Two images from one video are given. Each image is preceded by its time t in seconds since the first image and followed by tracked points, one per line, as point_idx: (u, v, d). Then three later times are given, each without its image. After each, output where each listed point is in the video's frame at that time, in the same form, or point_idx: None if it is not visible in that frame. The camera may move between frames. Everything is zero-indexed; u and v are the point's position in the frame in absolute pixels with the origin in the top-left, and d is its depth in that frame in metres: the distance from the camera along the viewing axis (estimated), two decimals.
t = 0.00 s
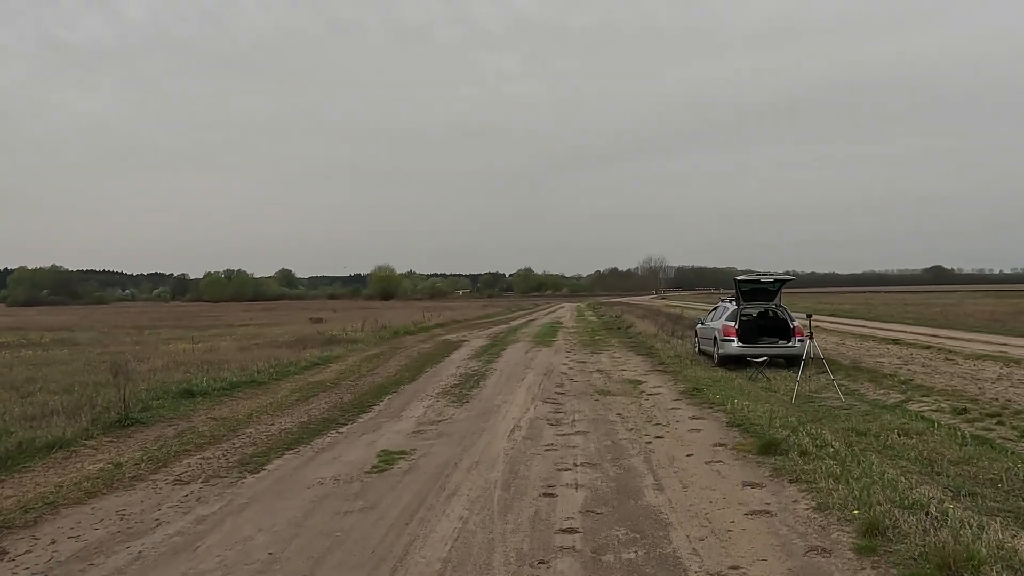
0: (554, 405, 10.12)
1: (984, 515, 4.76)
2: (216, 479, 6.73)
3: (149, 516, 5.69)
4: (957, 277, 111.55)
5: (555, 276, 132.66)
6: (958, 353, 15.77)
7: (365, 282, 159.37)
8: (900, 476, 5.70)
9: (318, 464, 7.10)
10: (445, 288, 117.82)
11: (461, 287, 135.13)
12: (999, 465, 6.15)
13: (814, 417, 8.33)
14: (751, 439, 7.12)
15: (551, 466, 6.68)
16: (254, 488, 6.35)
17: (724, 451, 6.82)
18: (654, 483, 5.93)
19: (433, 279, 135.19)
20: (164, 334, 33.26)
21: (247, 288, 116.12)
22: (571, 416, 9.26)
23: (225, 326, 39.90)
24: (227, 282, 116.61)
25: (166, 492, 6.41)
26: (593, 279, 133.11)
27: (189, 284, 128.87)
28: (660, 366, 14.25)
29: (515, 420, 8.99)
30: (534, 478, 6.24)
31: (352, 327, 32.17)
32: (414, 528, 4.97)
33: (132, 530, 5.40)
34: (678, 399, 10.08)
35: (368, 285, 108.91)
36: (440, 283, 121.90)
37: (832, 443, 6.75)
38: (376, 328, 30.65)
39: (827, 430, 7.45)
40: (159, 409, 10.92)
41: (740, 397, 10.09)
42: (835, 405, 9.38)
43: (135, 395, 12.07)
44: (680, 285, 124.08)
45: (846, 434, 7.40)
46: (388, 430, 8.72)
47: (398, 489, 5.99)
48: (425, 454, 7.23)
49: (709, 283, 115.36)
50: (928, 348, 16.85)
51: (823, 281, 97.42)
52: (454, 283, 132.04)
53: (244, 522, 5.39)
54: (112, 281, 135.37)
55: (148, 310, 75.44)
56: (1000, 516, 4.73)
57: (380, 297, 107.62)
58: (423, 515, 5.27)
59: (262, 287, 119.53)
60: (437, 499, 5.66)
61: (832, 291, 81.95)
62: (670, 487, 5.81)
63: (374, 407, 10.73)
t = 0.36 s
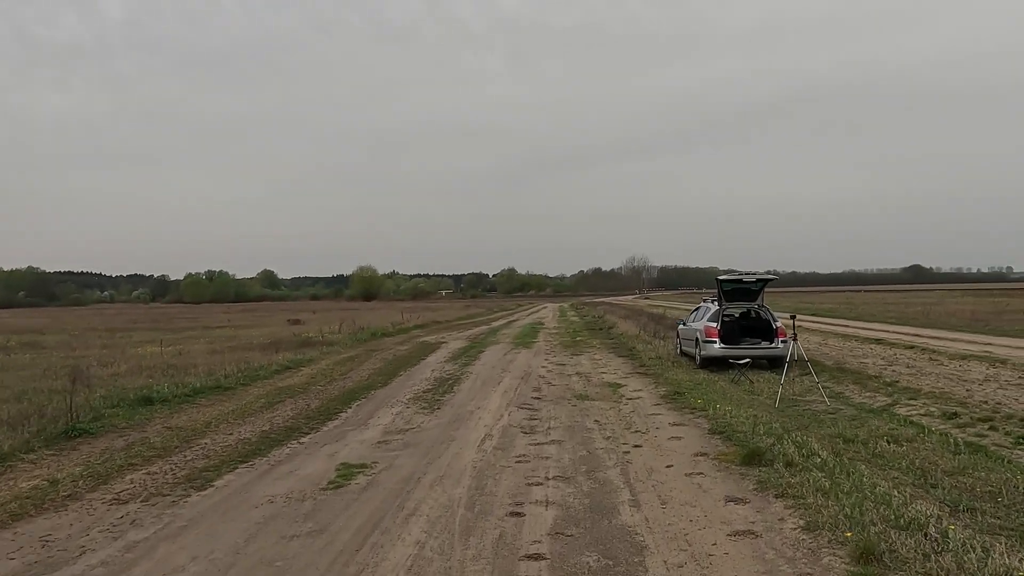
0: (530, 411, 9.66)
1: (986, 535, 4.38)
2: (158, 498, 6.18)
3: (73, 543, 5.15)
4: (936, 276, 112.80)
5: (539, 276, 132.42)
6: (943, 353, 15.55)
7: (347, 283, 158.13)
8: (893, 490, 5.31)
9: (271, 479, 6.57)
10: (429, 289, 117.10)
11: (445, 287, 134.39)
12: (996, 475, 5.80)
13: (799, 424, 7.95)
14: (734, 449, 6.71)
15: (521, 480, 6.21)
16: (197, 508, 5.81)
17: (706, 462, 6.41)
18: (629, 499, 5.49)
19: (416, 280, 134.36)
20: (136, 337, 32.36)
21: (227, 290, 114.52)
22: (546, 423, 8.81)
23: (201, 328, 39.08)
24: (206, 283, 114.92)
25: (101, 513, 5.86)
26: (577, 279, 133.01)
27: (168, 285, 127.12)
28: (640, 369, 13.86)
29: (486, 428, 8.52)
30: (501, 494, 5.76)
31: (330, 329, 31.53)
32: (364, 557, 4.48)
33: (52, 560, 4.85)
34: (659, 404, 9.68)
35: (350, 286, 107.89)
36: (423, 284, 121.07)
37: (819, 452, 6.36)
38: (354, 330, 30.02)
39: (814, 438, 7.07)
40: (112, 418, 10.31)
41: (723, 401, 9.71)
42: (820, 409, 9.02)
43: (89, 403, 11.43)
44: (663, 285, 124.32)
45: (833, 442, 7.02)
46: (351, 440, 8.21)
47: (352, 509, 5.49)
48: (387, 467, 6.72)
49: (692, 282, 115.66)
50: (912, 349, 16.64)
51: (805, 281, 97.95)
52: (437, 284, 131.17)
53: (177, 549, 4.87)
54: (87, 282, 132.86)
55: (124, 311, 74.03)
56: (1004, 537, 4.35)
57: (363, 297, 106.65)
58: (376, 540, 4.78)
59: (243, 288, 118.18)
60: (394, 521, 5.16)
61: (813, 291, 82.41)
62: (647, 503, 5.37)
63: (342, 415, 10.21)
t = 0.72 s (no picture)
0: (511, 415, 9.18)
1: (1011, 553, 4.01)
2: (103, 518, 5.61)
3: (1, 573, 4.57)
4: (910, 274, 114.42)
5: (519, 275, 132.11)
6: (928, 352, 15.38)
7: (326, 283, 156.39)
8: (903, 501, 4.95)
9: (230, 494, 6.03)
10: (408, 288, 116.11)
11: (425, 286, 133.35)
12: (1007, 482, 5.46)
13: (794, 428, 7.60)
14: (729, 456, 6.32)
15: (503, 492, 5.75)
16: (145, 530, 5.25)
17: (700, 470, 6.00)
18: (620, 514, 5.05)
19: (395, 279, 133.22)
20: (103, 339, 31.31)
21: (202, 290, 112.50)
22: (528, 427, 8.35)
23: (171, 329, 38.04)
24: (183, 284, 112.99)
25: (38, 536, 5.28)
26: (557, 278, 132.87)
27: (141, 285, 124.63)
28: (624, 369, 13.47)
29: (465, 434, 8.04)
30: (481, 509, 5.29)
31: (305, 330, 30.79)
32: None
33: None
34: (646, 406, 9.28)
35: (328, 285, 106.56)
36: (402, 283, 120.03)
37: (819, 459, 5.99)
38: (330, 330, 29.34)
39: (812, 443, 6.71)
40: (66, 426, 9.65)
41: (713, 403, 9.34)
42: (813, 412, 8.69)
43: (42, 409, 10.73)
44: (643, 283, 124.63)
45: (832, 446, 6.67)
46: (321, 449, 7.68)
47: (317, 529, 4.98)
48: (358, 479, 6.22)
49: (671, 280, 116.08)
50: (897, 347, 16.47)
51: (783, 279, 98.69)
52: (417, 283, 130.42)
53: None
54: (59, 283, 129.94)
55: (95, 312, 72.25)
56: None
57: (341, 297, 105.41)
58: (342, 566, 4.28)
59: (218, 288, 116.26)
60: (363, 543, 4.66)
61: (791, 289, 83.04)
62: (640, 518, 4.94)
63: (313, 420, 9.67)
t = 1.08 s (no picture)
0: (485, 422, 8.68)
1: None
2: (25, 544, 4.99)
3: None
4: (884, 274, 115.96)
5: (498, 276, 131.51)
6: (910, 353, 15.18)
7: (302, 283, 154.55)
8: (909, 520, 4.56)
9: (172, 514, 5.43)
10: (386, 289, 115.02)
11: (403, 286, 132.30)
12: (1014, 495, 5.11)
13: (783, 437, 7.22)
14: (717, 469, 5.89)
15: (473, 511, 5.24)
16: (69, 559, 4.64)
17: (687, 485, 5.55)
18: (601, 536, 4.57)
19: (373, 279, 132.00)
20: (66, 341, 30.15)
21: (176, 291, 110.32)
22: (503, 436, 7.86)
23: (138, 331, 36.91)
24: (155, 285, 110.66)
25: None
26: (536, 278, 132.59)
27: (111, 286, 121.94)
28: (604, 371, 13.02)
29: (435, 444, 7.52)
30: (449, 531, 4.79)
31: (277, 331, 29.99)
32: None
33: None
34: (628, 412, 8.84)
35: (304, 286, 105.19)
36: (380, 284, 118.85)
37: (814, 472, 5.60)
38: (303, 332, 28.59)
39: (804, 453, 6.33)
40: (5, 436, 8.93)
41: (697, 408, 8.94)
42: (800, 417, 8.33)
43: None
44: (621, 284, 124.85)
45: (825, 457, 6.27)
46: (279, 461, 7.11)
47: (263, 558, 4.42)
48: (316, 496, 5.67)
49: (650, 281, 116.34)
50: (879, 347, 16.27)
51: (760, 279, 99.38)
52: (396, 284, 129.24)
53: None
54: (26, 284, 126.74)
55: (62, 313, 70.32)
56: None
57: (317, 298, 104.04)
58: None
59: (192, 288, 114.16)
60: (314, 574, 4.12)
61: (769, 289, 83.52)
62: (622, 541, 4.47)
63: (275, 428, 9.07)
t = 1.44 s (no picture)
0: (468, 433, 8.20)
1: None
2: None
3: None
4: (870, 275, 116.51)
5: (486, 277, 130.91)
6: (905, 355, 14.88)
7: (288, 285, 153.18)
8: (929, 547, 4.15)
9: (118, 543, 4.91)
10: (373, 290, 114.16)
11: (391, 287, 131.37)
12: None
13: (783, 450, 6.82)
14: (717, 487, 5.46)
15: (451, 537, 4.76)
16: None
17: (683, 506, 5.12)
18: (591, 568, 4.12)
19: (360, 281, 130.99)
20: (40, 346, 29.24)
21: (160, 292, 108.85)
22: (486, 448, 7.38)
23: (116, 335, 36.03)
24: (139, 287, 109.00)
25: None
26: (525, 279, 132.21)
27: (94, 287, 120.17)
28: (593, 377, 12.57)
29: (414, 458, 7.03)
30: (422, 563, 4.31)
31: (259, 334, 29.30)
32: None
33: None
34: (619, 421, 8.39)
35: (290, 288, 104.07)
36: (367, 285, 117.98)
37: (819, 490, 5.19)
38: (285, 334, 27.95)
39: (806, 469, 5.93)
40: None
41: (691, 416, 8.52)
42: (798, 427, 7.93)
43: None
44: (610, 285, 124.69)
45: (830, 473, 5.86)
46: (245, 478, 6.59)
47: None
48: (281, 520, 5.16)
49: (638, 282, 116.21)
50: (873, 350, 15.96)
51: (748, 280, 99.44)
52: (384, 286, 128.23)
53: None
54: (7, 286, 124.52)
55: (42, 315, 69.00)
56: None
57: (304, 299, 103.03)
58: None
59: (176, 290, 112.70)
60: None
61: (756, 290, 83.63)
62: (615, 574, 4.02)
63: (246, 440, 8.53)
